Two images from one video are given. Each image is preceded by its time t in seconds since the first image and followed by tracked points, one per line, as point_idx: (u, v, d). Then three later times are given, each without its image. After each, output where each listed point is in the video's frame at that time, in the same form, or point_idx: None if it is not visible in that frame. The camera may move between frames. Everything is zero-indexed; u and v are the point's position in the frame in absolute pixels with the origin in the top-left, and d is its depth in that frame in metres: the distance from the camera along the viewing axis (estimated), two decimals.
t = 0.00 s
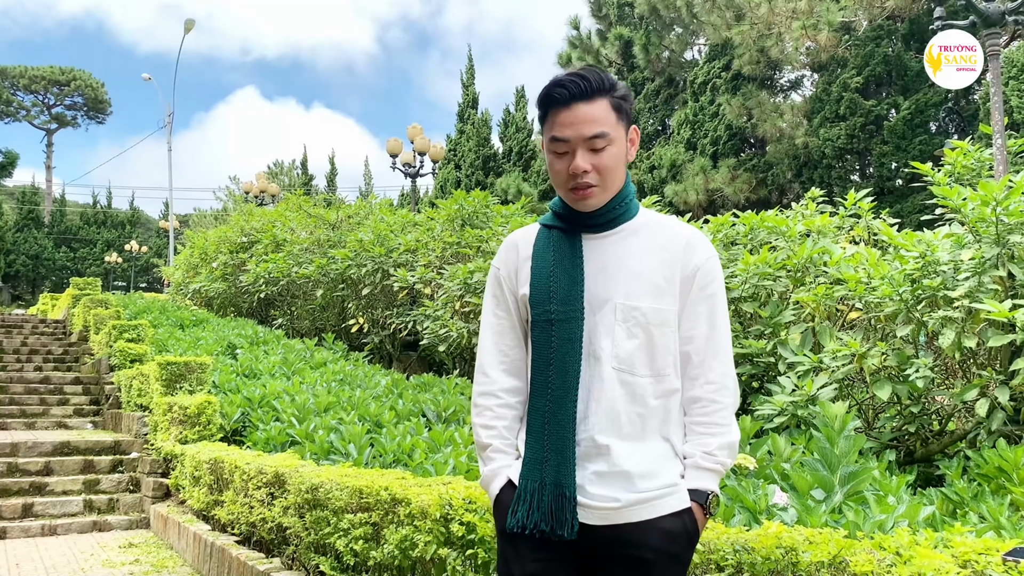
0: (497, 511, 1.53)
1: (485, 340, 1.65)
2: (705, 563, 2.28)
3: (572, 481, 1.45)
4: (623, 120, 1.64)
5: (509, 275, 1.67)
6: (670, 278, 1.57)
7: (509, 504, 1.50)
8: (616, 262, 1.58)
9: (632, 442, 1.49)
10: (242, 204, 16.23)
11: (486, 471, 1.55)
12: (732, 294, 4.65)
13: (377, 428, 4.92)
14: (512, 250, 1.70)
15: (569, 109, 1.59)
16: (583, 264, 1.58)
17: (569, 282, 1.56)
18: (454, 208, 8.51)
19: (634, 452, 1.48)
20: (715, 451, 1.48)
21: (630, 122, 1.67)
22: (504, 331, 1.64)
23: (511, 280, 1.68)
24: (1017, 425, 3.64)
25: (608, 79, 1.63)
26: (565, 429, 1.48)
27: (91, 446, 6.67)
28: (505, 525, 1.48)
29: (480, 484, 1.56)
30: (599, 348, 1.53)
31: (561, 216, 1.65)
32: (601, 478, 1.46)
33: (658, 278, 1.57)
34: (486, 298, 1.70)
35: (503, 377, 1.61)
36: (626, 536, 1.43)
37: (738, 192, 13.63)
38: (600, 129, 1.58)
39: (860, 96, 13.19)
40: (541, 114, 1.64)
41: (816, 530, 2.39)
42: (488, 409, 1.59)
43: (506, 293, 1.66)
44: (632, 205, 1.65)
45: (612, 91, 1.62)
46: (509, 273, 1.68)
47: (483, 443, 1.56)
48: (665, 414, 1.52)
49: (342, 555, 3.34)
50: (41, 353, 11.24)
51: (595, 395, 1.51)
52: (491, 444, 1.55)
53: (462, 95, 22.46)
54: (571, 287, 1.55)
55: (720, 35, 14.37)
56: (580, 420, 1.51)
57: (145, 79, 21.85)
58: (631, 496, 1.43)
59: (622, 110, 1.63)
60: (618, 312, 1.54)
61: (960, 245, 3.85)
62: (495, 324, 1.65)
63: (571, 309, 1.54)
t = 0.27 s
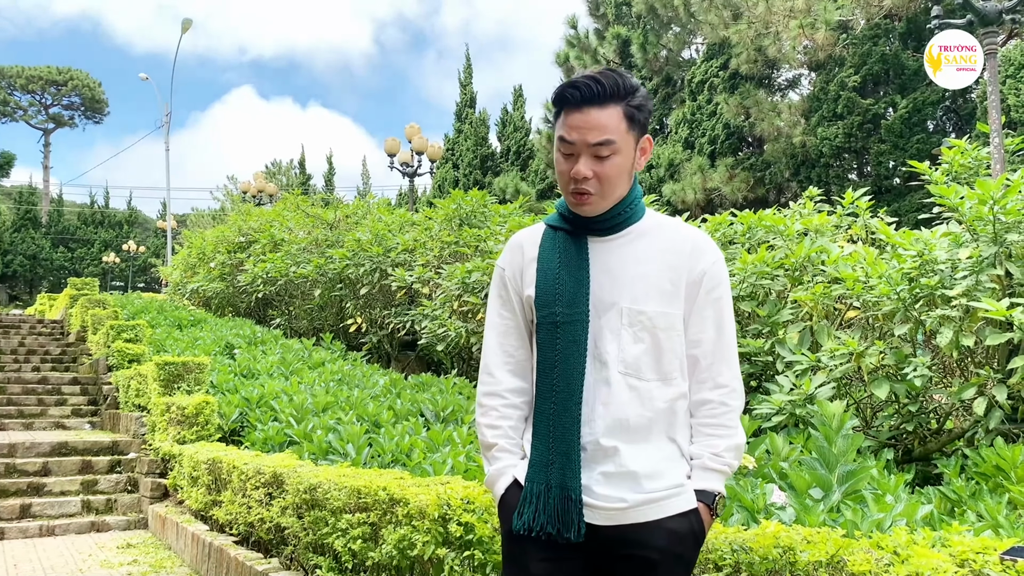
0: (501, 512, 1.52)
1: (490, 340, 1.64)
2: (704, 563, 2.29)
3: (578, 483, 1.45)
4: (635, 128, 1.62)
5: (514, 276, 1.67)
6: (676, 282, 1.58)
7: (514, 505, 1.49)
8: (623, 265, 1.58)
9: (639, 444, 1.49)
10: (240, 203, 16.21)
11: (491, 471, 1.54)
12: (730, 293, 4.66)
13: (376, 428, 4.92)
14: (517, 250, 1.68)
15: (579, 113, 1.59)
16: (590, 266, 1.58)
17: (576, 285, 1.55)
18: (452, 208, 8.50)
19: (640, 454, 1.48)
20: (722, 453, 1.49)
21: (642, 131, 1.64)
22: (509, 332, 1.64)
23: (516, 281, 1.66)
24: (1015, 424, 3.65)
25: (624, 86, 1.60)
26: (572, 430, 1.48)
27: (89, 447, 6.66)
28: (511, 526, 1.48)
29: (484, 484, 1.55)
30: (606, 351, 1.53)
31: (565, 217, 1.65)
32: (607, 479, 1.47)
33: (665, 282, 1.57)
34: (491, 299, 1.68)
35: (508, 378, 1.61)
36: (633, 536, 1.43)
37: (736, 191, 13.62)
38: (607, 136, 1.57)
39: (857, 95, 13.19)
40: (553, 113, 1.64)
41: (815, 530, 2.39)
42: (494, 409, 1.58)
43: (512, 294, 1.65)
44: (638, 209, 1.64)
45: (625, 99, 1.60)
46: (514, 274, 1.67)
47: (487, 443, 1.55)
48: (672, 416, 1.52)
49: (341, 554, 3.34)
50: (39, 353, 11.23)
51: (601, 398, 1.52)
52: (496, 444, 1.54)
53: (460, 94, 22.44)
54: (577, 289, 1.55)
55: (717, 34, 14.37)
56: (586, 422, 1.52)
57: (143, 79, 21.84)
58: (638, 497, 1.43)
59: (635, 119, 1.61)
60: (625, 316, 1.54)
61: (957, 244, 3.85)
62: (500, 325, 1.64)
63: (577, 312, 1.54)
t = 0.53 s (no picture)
0: (500, 512, 1.52)
1: (489, 340, 1.63)
2: (701, 562, 2.30)
3: (579, 484, 1.45)
4: (649, 137, 1.62)
5: (514, 275, 1.66)
6: (679, 284, 1.59)
7: (514, 505, 1.49)
8: (626, 266, 1.59)
9: (641, 445, 1.49)
10: (237, 203, 16.21)
11: (489, 471, 1.53)
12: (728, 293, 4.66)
13: (373, 428, 4.91)
14: (517, 250, 1.67)
15: (598, 119, 1.57)
16: (593, 267, 1.59)
17: (578, 285, 1.55)
18: (450, 208, 8.50)
19: (642, 454, 1.49)
20: (723, 453, 1.51)
21: (654, 139, 1.65)
22: (508, 331, 1.63)
23: (516, 280, 1.66)
24: (1012, 423, 3.65)
25: (643, 95, 1.60)
26: (573, 431, 1.48)
27: (87, 447, 6.66)
28: (512, 527, 1.47)
29: (483, 485, 1.55)
30: (608, 352, 1.54)
31: (571, 218, 1.64)
32: (608, 479, 1.47)
33: (668, 284, 1.58)
34: (490, 298, 1.67)
35: (507, 377, 1.60)
36: (634, 536, 1.43)
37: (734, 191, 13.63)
38: (627, 145, 1.56)
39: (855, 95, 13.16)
40: (569, 115, 1.62)
41: (812, 530, 2.40)
42: (492, 408, 1.58)
43: (511, 294, 1.65)
44: (642, 212, 1.65)
45: (644, 108, 1.60)
46: (514, 273, 1.66)
47: (486, 443, 1.55)
48: (674, 417, 1.53)
49: (339, 555, 3.34)
50: (37, 354, 11.22)
51: (603, 398, 1.52)
52: (495, 444, 1.54)
53: (458, 94, 22.43)
54: (579, 290, 1.55)
55: (715, 33, 14.38)
56: (588, 422, 1.52)
57: (141, 80, 21.85)
58: (639, 496, 1.44)
59: (651, 128, 1.61)
60: (628, 317, 1.55)
61: (954, 244, 3.86)
62: (500, 324, 1.63)
63: (580, 312, 1.53)
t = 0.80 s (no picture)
0: (499, 513, 1.50)
1: (485, 338, 1.60)
2: (700, 562, 2.30)
3: (582, 484, 1.45)
4: (660, 143, 1.63)
5: (512, 273, 1.63)
6: (679, 285, 1.61)
7: (515, 506, 1.48)
8: (628, 266, 1.59)
9: (643, 444, 1.50)
10: (236, 204, 16.19)
11: (487, 472, 1.51)
12: (726, 293, 4.66)
13: (372, 428, 4.91)
14: (515, 246, 1.65)
15: (613, 116, 1.58)
16: (594, 267, 1.58)
17: (581, 284, 1.55)
18: (448, 208, 8.49)
19: (644, 453, 1.49)
20: (722, 451, 1.53)
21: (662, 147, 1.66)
22: (505, 329, 1.61)
23: (514, 278, 1.63)
24: (1011, 423, 3.65)
25: (660, 100, 1.62)
26: (576, 431, 1.48)
27: (85, 447, 6.66)
28: (513, 529, 1.46)
29: (480, 485, 1.53)
30: (611, 352, 1.53)
31: (571, 215, 1.64)
32: (611, 478, 1.47)
33: (669, 285, 1.59)
34: (485, 295, 1.65)
35: (504, 375, 1.58)
36: (636, 534, 1.44)
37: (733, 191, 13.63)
38: (638, 145, 1.57)
39: (853, 95, 13.18)
40: (585, 107, 1.62)
41: (810, 528, 2.40)
42: (489, 408, 1.55)
43: (508, 291, 1.62)
44: (642, 214, 1.66)
45: (658, 113, 1.61)
46: (512, 270, 1.64)
47: (483, 442, 1.53)
48: (672, 417, 1.55)
49: (338, 555, 3.34)
50: (35, 354, 11.21)
51: (605, 398, 1.52)
52: (492, 444, 1.52)
53: (456, 94, 22.43)
54: (582, 288, 1.54)
55: (714, 33, 14.38)
56: (589, 422, 1.51)
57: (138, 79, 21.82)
58: (642, 495, 1.45)
59: (662, 135, 1.63)
60: (630, 317, 1.55)
61: (953, 243, 3.86)
62: (497, 322, 1.61)
63: (582, 312, 1.53)
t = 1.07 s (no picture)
0: (498, 513, 1.50)
1: (485, 337, 1.60)
2: (700, 562, 2.29)
3: (581, 484, 1.45)
4: (666, 143, 1.64)
5: (511, 272, 1.63)
6: (679, 286, 1.61)
7: (513, 507, 1.47)
8: (627, 267, 1.59)
9: (642, 444, 1.50)
10: (235, 204, 16.19)
11: (485, 472, 1.51)
12: (726, 293, 4.66)
13: (372, 428, 4.91)
14: (515, 246, 1.65)
15: (623, 114, 1.58)
16: (594, 267, 1.58)
17: (580, 284, 1.55)
18: (448, 208, 8.50)
19: (642, 453, 1.49)
20: (721, 451, 1.53)
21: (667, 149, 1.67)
22: (504, 329, 1.60)
23: (513, 277, 1.63)
24: (1010, 423, 3.65)
25: (668, 101, 1.63)
26: (575, 431, 1.47)
27: (85, 447, 6.65)
28: (512, 529, 1.46)
29: (479, 485, 1.53)
30: (610, 352, 1.53)
31: (576, 216, 1.62)
32: (610, 479, 1.47)
33: (669, 286, 1.59)
34: (484, 295, 1.64)
35: (503, 375, 1.57)
36: (635, 534, 1.43)
37: (732, 191, 13.63)
38: (647, 144, 1.57)
39: (853, 95, 13.20)
40: (594, 104, 1.61)
41: (810, 529, 2.40)
42: (488, 407, 1.55)
43: (508, 290, 1.62)
44: (641, 215, 1.66)
45: (666, 114, 1.62)
46: (511, 270, 1.63)
47: (480, 442, 1.52)
48: (672, 418, 1.55)
49: (337, 555, 3.34)
50: (34, 354, 11.20)
51: (605, 399, 1.52)
52: (491, 444, 1.51)
53: (456, 94, 22.44)
54: (581, 289, 1.54)
55: (713, 34, 14.38)
56: (588, 422, 1.51)
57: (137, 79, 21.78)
58: (641, 494, 1.44)
59: (669, 136, 1.63)
60: (630, 318, 1.55)
61: (952, 244, 3.86)
62: (496, 321, 1.61)
63: (582, 312, 1.52)
